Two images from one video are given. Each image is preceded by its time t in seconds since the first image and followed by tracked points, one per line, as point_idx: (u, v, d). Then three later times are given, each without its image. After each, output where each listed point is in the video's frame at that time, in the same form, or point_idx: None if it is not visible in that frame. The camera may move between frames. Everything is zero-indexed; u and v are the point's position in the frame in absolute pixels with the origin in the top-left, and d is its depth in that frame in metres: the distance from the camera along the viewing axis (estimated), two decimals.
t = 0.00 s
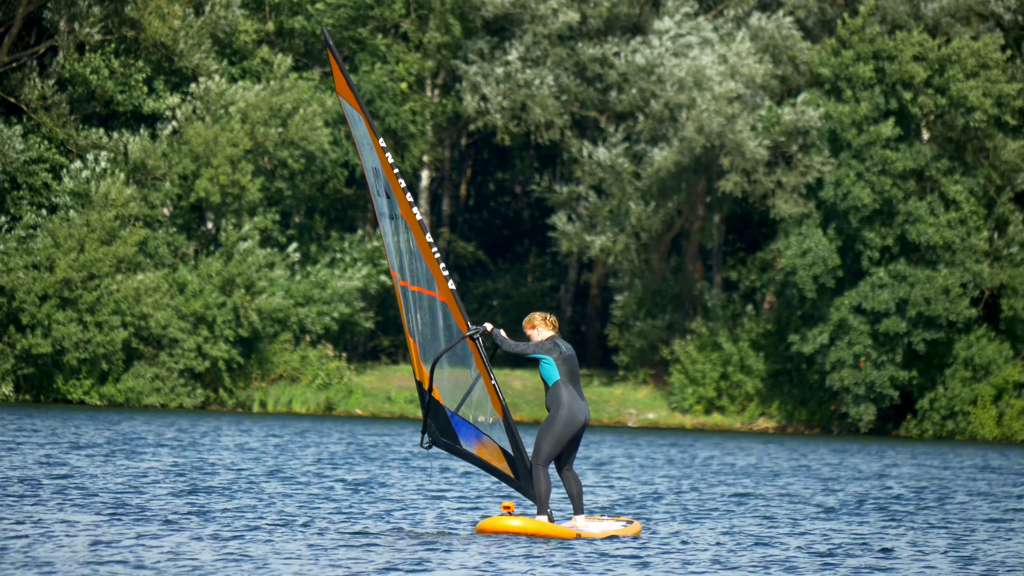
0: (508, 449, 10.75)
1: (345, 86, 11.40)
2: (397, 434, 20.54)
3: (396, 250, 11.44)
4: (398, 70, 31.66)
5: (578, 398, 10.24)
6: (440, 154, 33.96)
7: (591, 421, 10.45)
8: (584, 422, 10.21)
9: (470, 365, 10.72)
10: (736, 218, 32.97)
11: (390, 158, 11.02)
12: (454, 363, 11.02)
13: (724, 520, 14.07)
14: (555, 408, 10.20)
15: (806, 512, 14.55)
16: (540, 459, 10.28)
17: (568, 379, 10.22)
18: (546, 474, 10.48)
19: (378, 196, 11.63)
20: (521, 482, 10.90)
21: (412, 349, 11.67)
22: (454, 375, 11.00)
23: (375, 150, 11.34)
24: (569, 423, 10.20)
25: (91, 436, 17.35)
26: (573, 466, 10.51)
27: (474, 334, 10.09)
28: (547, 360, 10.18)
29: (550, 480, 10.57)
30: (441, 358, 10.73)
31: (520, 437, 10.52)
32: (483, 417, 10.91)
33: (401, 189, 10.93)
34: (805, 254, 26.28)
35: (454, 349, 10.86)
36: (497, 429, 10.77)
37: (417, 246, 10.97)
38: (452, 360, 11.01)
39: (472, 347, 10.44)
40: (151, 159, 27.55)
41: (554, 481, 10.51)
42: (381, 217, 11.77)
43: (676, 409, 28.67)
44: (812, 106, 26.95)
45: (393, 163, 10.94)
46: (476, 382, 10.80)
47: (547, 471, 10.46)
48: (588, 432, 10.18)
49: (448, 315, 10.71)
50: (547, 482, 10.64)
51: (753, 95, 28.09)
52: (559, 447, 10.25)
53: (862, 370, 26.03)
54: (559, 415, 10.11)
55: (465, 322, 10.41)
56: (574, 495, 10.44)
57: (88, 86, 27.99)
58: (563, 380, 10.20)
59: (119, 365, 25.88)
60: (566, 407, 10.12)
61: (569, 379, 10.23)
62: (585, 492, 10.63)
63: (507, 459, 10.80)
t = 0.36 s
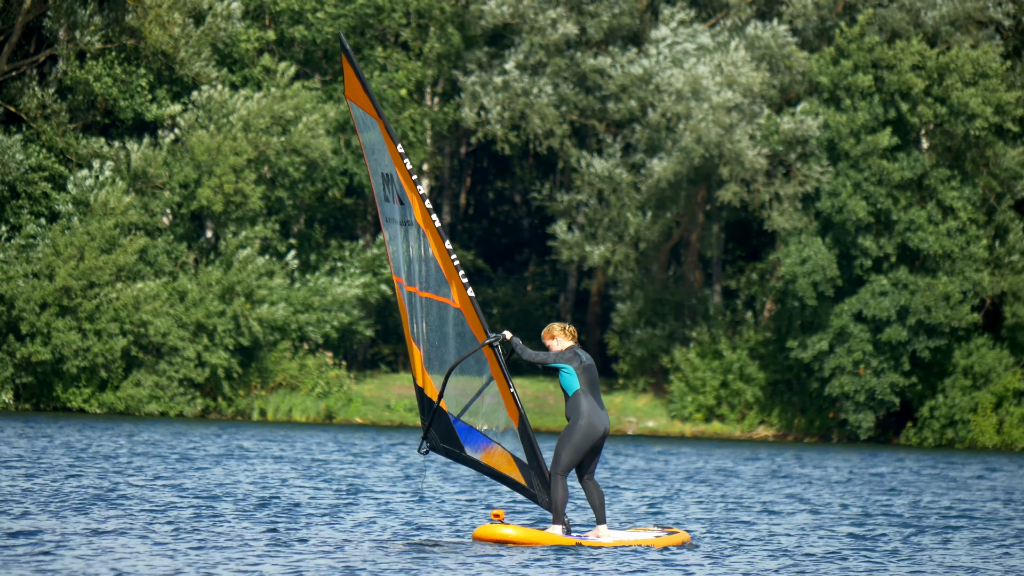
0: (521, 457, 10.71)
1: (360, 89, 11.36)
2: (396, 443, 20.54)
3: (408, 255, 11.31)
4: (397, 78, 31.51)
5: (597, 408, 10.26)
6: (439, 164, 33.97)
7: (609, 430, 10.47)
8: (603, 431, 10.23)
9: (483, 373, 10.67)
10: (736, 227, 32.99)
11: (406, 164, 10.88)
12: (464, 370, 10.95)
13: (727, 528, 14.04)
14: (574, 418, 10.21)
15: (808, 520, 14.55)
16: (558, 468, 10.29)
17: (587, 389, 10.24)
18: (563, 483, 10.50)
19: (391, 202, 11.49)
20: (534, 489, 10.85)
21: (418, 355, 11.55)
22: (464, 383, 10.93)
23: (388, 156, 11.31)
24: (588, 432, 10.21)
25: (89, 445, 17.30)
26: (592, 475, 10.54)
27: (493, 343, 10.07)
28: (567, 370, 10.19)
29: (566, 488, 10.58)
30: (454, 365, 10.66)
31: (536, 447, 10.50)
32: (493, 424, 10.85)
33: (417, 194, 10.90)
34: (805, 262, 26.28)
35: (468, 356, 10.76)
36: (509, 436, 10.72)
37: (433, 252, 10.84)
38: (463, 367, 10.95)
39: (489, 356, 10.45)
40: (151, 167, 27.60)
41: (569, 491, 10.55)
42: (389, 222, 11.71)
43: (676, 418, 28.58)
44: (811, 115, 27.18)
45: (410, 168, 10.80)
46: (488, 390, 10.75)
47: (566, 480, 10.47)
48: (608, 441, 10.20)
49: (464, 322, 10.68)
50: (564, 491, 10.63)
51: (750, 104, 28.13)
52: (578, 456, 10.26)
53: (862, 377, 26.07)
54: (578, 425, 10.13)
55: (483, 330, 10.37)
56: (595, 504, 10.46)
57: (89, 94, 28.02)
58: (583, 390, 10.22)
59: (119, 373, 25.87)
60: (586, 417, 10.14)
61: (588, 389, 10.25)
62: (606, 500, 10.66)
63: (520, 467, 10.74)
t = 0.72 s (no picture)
0: (539, 465, 10.74)
1: (372, 97, 11.28)
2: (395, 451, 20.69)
3: (423, 264, 11.30)
4: (398, 87, 32.01)
5: (620, 417, 10.28)
6: (439, 172, 33.97)
7: (632, 438, 10.50)
8: (626, 440, 10.26)
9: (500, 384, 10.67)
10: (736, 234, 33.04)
11: (423, 175, 10.87)
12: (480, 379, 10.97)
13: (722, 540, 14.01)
14: (596, 427, 10.24)
15: (806, 530, 14.50)
16: (579, 476, 10.30)
17: (610, 398, 10.26)
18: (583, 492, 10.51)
19: (403, 211, 11.47)
20: (552, 497, 10.86)
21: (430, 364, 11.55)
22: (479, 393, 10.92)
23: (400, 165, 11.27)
24: (609, 441, 10.25)
25: (88, 454, 17.30)
26: (614, 483, 10.57)
27: (513, 351, 10.07)
28: (589, 379, 10.22)
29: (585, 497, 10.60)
30: (471, 376, 10.66)
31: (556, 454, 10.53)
32: (508, 433, 10.86)
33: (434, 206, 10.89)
34: (801, 270, 26.30)
35: (485, 365, 10.77)
36: (526, 446, 10.74)
37: (450, 261, 10.84)
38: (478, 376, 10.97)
39: (507, 365, 10.46)
40: (152, 175, 27.63)
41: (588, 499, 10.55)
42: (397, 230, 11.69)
43: (676, 426, 28.68)
44: (809, 123, 27.34)
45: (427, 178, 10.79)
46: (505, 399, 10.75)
47: (587, 489, 10.50)
48: (631, 450, 10.23)
49: (481, 331, 10.70)
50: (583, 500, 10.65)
51: (750, 113, 28.14)
52: (599, 464, 10.29)
53: (862, 384, 25.99)
54: (601, 434, 10.16)
55: (502, 340, 10.40)
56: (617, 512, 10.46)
57: (90, 102, 28.06)
58: (605, 399, 10.24)
59: (119, 382, 25.86)
60: (608, 426, 10.17)
61: (611, 397, 10.27)
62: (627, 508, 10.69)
63: (538, 475, 10.78)
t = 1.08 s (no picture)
0: (560, 476, 10.68)
1: (407, 104, 11.12)
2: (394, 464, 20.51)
3: (450, 275, 11.23)
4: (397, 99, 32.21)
5: (641, 431, 10.25)
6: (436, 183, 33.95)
7: (654, 453, 10.44)
8: (646, 455, 10.21)
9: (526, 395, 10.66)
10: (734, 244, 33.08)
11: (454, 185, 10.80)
12: (507, 390, 10.97)
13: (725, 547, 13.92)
14: (616, 440, 10.21)
15: (804, 542, 14.45)
16: (597, 490, 10.26)
17: (632, 412, 10.22)
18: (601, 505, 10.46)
19: (430, 222, 11.37)
20: (572, 509, 10.80)
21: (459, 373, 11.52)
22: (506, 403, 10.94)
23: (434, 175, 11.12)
24: (630, 454, 10.22)
25: (90, 465, 17.31)
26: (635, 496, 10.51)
27: (535, 361, 10.05)
28: (611, 392, 10.20)
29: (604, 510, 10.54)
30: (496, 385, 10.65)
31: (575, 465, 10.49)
32: (532, 443, 10.83)
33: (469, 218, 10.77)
34: (793, 280, 26.39)
35: (512, 376, 10.74)
36: (549, 457, 10.69)
37: (479, 271, 10.78)
38: (506, 387, 10.96)
39: (530, 375, 10.45)
40: (149, 186, 27.57)
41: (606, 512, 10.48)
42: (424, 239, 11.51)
43: (674, 437, 28.70)
44: (805, 134, 27.29)
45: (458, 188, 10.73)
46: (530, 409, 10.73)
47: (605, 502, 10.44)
48: (651, 465, 10.18)
49: (507, 342, 10.66)
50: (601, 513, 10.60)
51: (749, 124, 28.13)
52: (619, 478, 10.25)
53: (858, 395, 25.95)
54: (620, 447, 10.12)
55: (525, 349, 10.35)
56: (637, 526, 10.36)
57: (88, 112, 27.98)
58: (627, 412, 10.21)
59: (117, 393, 25.86)
60: (628, 439, 10.14)
61: (634, 411, 10.24)
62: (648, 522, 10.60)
63: (561, 487, 10.74)
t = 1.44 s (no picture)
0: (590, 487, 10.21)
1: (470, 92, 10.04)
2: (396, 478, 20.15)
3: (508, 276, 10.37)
4: (397, 111, 31.92)
5: (663, 445, 9.81)
6: (436, 194, 34.00)
7: (676, 466, 10.00)
8: (667, 470, 9.78)
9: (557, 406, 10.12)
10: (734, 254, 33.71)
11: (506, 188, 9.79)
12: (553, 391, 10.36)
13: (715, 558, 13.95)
14: (637, 453, 9.78)
15: (798, 552, 14.47)
16: (614, 503, 9.86)
17: (655, 426, 9.76)
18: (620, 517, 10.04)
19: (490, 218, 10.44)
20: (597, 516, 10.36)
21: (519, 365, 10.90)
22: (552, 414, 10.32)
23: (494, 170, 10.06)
24: (649, 468, 9.80)
25: (96, 476, 17.38)
26: (656, 510, 10.10)
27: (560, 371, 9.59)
28: (636, 404, 9.74)
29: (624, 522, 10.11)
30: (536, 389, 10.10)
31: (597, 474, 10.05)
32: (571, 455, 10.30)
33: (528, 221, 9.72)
34: (790, 292, 26.64)
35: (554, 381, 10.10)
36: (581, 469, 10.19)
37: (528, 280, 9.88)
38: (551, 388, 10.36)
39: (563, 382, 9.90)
40: (149, 198, 27.56)
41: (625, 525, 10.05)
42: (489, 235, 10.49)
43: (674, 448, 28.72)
44: (806, 146, 27.56)
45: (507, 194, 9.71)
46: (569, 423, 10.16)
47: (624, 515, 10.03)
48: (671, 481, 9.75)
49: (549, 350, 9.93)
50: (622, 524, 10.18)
51: (748, 134, 28.20)
52: (638, 491, 9.83)
53: (858, 407, 25.96)
54: (639, 461, 9.70)
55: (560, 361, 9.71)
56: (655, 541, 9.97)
57: (88, 123, 27.95)
58: (650, 426, 9.74)
59: (116, 405, 25.87)
60: (649, 453, 9.71)
61: (657, 424, 9.78)
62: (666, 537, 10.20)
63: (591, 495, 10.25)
